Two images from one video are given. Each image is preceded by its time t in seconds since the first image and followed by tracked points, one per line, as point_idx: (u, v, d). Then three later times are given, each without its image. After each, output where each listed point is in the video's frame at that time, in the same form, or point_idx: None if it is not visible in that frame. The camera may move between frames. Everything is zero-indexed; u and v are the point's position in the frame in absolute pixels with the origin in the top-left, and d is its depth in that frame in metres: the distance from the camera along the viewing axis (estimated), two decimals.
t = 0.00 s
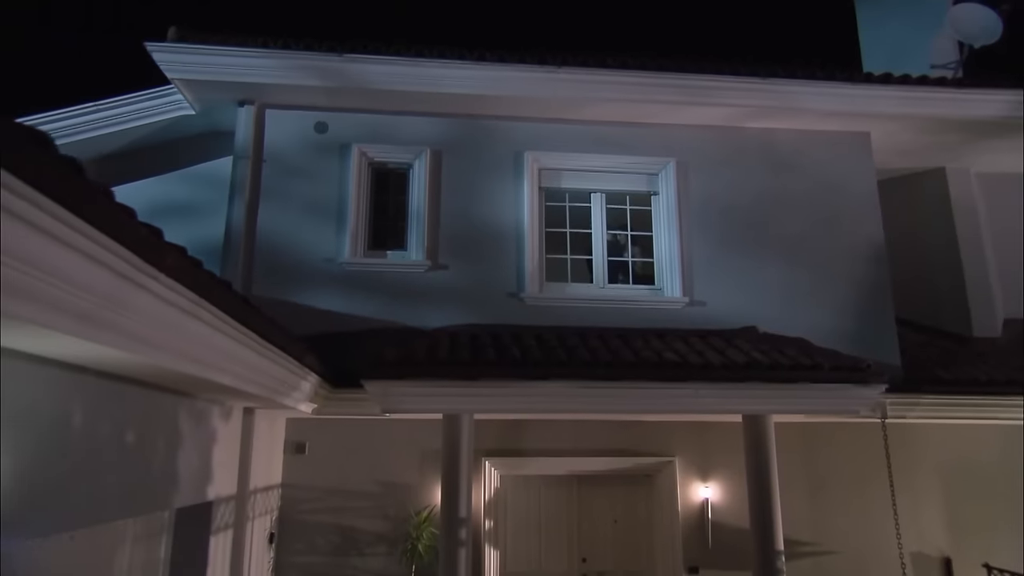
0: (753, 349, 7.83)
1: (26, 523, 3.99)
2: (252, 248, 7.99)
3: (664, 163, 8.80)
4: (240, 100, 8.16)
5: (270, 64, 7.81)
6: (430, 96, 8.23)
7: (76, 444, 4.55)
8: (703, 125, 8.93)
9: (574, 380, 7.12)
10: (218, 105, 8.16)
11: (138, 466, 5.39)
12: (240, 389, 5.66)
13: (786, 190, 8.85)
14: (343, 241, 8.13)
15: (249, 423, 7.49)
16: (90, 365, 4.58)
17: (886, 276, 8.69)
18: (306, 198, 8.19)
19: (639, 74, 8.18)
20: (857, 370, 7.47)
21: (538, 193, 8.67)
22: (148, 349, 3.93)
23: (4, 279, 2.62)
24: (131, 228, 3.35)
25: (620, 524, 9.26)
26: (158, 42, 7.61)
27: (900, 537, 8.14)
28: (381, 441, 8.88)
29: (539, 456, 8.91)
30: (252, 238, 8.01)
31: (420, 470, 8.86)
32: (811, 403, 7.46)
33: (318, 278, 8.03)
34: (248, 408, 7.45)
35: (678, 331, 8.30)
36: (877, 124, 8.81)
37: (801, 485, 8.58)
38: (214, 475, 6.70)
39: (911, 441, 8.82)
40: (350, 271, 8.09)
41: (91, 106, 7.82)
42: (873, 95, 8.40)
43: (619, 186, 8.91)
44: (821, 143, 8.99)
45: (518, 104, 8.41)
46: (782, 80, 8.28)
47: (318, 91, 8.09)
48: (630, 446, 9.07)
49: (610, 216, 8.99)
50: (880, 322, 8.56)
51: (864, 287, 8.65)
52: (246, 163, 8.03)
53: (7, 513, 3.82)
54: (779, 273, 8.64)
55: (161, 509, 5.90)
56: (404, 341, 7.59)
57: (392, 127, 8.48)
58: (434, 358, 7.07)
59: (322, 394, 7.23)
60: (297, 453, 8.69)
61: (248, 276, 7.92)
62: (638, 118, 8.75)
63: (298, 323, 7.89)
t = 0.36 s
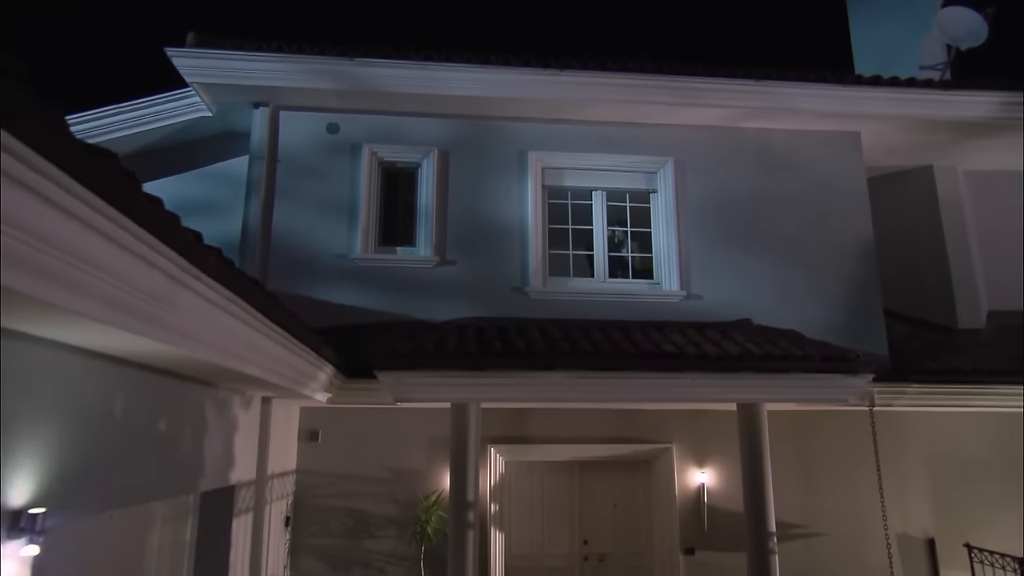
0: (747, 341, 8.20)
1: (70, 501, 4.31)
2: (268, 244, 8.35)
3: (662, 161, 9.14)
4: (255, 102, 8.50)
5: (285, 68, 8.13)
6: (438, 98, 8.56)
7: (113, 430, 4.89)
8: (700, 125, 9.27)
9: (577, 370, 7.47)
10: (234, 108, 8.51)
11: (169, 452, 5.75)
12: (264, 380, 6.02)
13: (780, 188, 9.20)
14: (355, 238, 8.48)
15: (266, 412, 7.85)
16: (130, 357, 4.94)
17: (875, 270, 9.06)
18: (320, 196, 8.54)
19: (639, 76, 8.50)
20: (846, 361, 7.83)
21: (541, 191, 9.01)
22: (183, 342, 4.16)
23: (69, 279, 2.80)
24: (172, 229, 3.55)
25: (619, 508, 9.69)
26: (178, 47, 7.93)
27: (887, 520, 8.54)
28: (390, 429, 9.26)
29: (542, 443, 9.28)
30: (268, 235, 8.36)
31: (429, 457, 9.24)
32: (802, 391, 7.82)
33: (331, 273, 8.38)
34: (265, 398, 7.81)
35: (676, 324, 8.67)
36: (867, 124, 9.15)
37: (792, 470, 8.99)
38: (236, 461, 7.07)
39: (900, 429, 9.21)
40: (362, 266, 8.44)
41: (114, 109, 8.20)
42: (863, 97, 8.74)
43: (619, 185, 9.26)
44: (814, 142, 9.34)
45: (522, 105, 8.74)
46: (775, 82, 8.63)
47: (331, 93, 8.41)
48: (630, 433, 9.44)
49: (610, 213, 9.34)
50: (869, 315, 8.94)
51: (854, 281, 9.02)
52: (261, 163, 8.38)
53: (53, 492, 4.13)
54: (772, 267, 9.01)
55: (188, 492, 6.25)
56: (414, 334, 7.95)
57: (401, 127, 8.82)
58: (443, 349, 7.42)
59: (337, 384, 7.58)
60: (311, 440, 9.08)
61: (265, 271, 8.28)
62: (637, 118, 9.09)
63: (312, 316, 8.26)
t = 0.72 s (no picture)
0: (743, 331, 8.55)
1: (112, 479, 4.68)
2: (282, 239, 8.71)
3: (662, 158, 9.48)
4: (269, 102, 8.83)
5: (299, 69, 8.46)
6: (446, 98, 8.89)
7: (147, 414, 5.23)
8: (698, 123, 9.61)
9: (580, 359, 7.82)
10: (249, 107, 8.85)
11: (197, 436, 6.12)
12: (286, 368, 6.39)
13: (775, 183, 9.55)
14: (367, 232, 8.84)
15: (283, 399, 8.22)
16: (165, 347, 5.31)
17: (865, 262, 9.42)
18: (332, 193, 8.90)
19: (639, 76, 8.82)
20: (837, 350, 8.18)
21: (545, 187, 9.36)
22: (215, 332, 4.45)
23: (128, 278, 3.07)
24: (214, 231, 3.84)
25: (619, 491, 10.11)
26: (195, 50, 8.25)
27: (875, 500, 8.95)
28: (400, 416, 9.65)
29: (546, 429, 9.66)
30: (282, 230, 8.72)
31: (437, 442, 9.64)
32: (795, 379, 8.18)
33: (344, 266, 8.74)
34: (282, 386, 8.18)
35: (675, 314, 9.04)
36: (860, 121, 9.49)
37: (785, 454, 9.40)
38: (256, 446, 7.43)
39: (888, 415, 9.59)
40: (374, 259, 8.80)
41: (134, 109, 8.59)
42: (856, 96, 9.08)
43: (620, 180, 9.61)
44: (808, 139, 9.68)
45: (527, 104, 9.07)
46: (771, 82, 8.95)
47: (342, 93, 8.74)
48: (630, 419, 9.82)
49: (612, 208, 9.70)
50: (860, 305, 9.31)
51: (845, 273, 9.39)
52: (275, 161, 8.73)
53: (97, 470, 4.48)
54: (767, 260, 9.37)
55: (212, 474, 6.60)
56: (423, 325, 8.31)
57: (410, 126, 9.16)
58: (453, 339, 7.76)
59: (351, 373, 7.93)
60: (324, 426, 9.47)
61: (280, 264, 8.65)
62: (637, 116, 9.42)
63: (326, 307, 8.63)
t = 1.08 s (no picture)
0: (739, 320, 8.92)
1: (153, 458, 5.07)
2: (297, 232, 9.10)
3: (662, 154, 9.81)
4: (284, 101, 9.19)
5: (313, 70, 8.81)
6: (454, 96, 9.23)
7: (180, 399, 5.59)
8: (697, 119, 9.94)
9: (583, 348, 8.17)
10: (265, 106, 9.22)
11: (224, 420, 6.51)
12: (307, 356, 6.77)
13: (771, 178, 9.89)
14: (378, 226, 9.21)
15: (299, 385, 8.62)
16: (198, 336, 5.70)
17: (857, 254, 9.78)
18: (345, 188, 9.28)
19: (640, 75, 9.14)
20: (830, 339, 8.52)
21: (549, 182, 9.71)
22: (245, 322, 4.79)
23: (178, 274, 3.38)
24: (251, 232, 4.20)
25: (620, 474, 10.53)
26: (213, 51, 8.59)
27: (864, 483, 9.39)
28: (411, 402, 10.06)
29: (550, 414, 10.06)
30: (297, 224, 9.10)
31: (446, 427, 10.05)
32: (789, 366, 8.54)
33: (357, 259, 9.12)
34: (299, 373, 8.57)
35: (674, 304, 9.41)
36: (852, 118, 9.83)
37: (779, 437, 9.82)
38: (275, 430, 7.82)
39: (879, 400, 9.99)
40: (385, 252, 9.18)
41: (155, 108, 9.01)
42: (848, 93, 9.42)
43: (622, 175, 9.96)
44: (803, 134, 10.03)
45: (532, 102, 9.40)
46: (767, 80, 9.27)
47: (354, 92, 9.08)
48: (631, 405, 10.22)
49: (613, 202, 10.06)
50: (852, 295, 9.68)
51: (838, 264, 9.76)
52: (290, 158, 9.10)
53: (140, 449, 4.87)
54: (763, 252, 9.73)
55: (237, 457, 6.99)
56: (432, 315, 8.68)
57: (419, 123, 9.50)
58: (461, 329, 8.12)
59: (364, 360, 8.31)
60: (338, 412, 9.88)
61: (296, 257, 9.03)
62: (638, 113, 9.76)
63: (340, 298, 9.01)
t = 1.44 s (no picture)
0: (734, 309, 9.28)
1: (186, 437, 5.46)
2: (310, 225, 9.49)
3: (660, 149, 10.17)
4: (297, 99, 9.55)
5: (324, 69, 9.14)
6: (460, 94, 9.56)
7: (209, 383, 5.98)
8: (695, 116, 10.28)
9: (585, 336, 8.53)
10: (278, 103, 9.58)
11: (246, 404, 6.91)
12: (324, 344, 7.16)
13: (765, 172, 10.25)
14: (387, 220, 9.59)
15: (313, 372, 9.02)
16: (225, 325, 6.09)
17: (848, 245, 10.16)
18: (355, 183, 9.65)
19: (640, 73, 9.45)
20: (821, 328, 8.87)
21: (551, 177, 10.07)
22: (272, 312, 5.18)
23: (217, 266, 3.74)
24: (280, 228, 4.58)
25: (620, 457, 10.97)
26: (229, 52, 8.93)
27: (853, 465, 9.81)
28: (419, 388, 10.46)
29: (553, 400, 10.46)
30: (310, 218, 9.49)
31: (452, 412, 10.46)
32: (781, 353, 8.91)
33: (367, 251, 9.51)
34: (312, 361, 8.96)
35: (671, 294, 9.80)
36: (844, 114, 10.18)
37: (772, 422, 10.24)
38: (292, 415, 8.23)
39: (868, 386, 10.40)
40: (394, 245, 9.56)
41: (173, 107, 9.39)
42: (839, 90, 9.76)
43: (622, 170, 10.31)
44: (797, 130, 10.38)
45: (535, 99, 9.73)
46: (762, 78, 9.58)
47: (364, 90, 9.41)
48: (630, 391, 10.63)
49: (614, 196, 10.42)
50: (843, 286, 10.07)
51: (830, 255, 10.14)
52: (302, 154, 9.47)
53: (177, 429, 5.27)
54: (758, 244, 10.11)
55: (257, 439, 7.39)
56: (440, 305, 9.05)
57: (426, 120, 9.85)
58: (468, 318, 8.47)
59: (375, 348, 8.68)
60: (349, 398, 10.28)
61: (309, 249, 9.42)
62: (638, 110, 10.09)
63: (351, 288, 9.41)
